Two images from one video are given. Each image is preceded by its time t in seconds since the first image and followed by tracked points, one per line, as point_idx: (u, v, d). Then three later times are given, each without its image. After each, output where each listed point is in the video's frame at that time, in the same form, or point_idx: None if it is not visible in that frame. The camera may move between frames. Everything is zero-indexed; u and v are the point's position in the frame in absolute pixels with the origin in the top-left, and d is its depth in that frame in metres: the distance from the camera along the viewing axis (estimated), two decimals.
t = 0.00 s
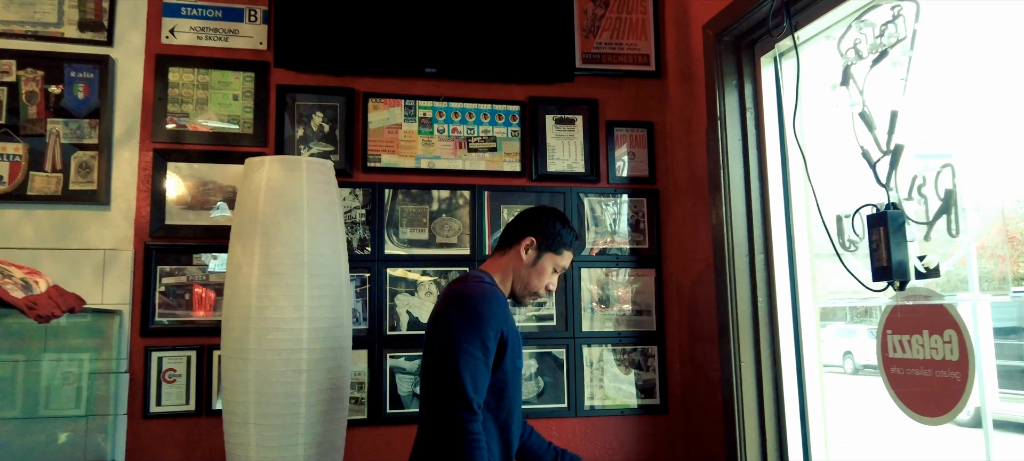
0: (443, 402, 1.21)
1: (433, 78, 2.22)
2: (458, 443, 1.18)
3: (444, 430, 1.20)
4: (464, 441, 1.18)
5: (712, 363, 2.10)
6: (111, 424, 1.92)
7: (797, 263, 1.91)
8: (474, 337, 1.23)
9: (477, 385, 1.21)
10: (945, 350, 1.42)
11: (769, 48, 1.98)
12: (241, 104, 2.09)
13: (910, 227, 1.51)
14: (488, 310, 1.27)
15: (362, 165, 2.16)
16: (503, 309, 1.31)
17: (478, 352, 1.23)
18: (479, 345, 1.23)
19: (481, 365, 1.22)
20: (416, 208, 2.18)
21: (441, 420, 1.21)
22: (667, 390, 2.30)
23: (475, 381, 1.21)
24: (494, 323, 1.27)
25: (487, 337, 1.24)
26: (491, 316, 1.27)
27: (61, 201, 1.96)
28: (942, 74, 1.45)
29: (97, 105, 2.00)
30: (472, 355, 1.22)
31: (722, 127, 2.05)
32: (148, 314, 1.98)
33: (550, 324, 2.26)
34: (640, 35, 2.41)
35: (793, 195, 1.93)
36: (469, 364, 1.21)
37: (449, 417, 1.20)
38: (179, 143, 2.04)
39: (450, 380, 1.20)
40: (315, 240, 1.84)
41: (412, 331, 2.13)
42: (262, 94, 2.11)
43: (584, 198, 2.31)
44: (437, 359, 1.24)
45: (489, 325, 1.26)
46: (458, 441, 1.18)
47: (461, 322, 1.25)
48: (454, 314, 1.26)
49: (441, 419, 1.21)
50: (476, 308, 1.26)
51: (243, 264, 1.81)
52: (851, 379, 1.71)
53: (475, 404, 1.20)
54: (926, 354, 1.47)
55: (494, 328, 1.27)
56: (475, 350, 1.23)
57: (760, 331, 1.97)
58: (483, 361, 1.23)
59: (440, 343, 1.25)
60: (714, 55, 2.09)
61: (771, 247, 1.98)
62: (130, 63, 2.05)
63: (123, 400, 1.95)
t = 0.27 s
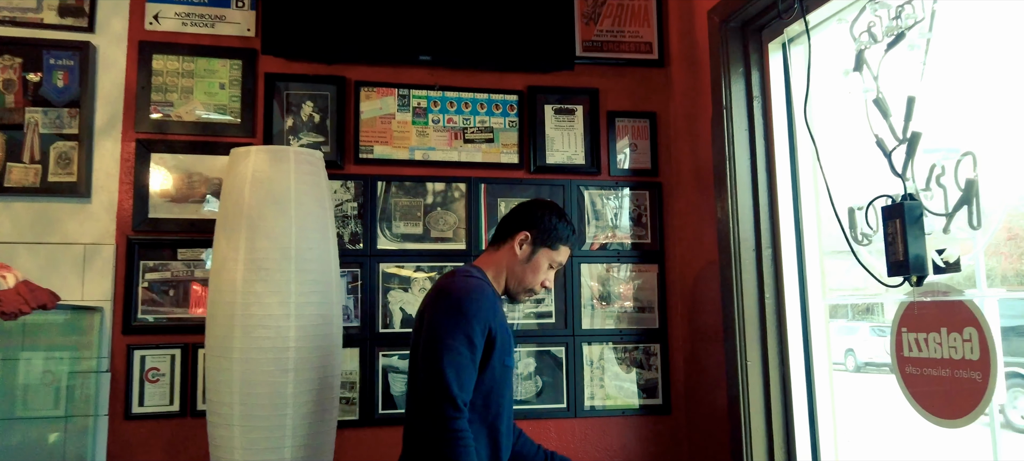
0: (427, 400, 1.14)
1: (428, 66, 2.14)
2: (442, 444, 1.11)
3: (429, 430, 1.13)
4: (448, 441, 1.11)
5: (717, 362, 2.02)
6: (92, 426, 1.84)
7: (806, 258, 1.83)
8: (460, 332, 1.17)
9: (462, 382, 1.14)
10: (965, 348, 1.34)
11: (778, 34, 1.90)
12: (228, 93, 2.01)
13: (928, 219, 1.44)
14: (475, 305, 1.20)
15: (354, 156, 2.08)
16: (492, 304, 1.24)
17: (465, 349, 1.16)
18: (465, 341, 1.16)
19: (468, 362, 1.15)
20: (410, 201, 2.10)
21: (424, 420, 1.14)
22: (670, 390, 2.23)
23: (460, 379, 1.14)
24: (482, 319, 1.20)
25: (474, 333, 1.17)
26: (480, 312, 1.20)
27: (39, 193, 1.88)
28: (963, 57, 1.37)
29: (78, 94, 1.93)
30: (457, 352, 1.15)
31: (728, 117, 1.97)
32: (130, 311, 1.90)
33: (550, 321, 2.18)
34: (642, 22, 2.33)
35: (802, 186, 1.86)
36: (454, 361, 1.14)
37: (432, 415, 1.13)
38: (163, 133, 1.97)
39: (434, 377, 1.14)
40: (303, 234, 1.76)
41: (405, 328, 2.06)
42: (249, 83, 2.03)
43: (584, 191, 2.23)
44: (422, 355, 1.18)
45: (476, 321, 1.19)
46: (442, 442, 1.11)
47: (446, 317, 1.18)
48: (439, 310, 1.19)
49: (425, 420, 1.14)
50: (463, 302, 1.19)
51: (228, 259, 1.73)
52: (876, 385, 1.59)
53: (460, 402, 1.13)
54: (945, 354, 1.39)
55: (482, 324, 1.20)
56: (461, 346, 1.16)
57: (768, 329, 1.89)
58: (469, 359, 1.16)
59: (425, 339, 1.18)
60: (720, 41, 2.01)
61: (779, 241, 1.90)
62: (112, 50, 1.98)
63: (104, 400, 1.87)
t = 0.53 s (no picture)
0: (410, 398, 1.08)
1: (420, 52, 2.07)
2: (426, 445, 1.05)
3: (413, 430, 1.07)
4: (432, 441, 1.05)
5: (720, 359, 1.96)
6: (70, 425, 1.77)
7: (813, 250, 1.76)
8: (445, 326, 1.10)
9: (447, 379, 1.08)
10: (982, 345, 1.27)
11: (784, 18, 1.83)
12: (212, 80, 1.94)
13: (943, 209, 1.36)
14: (462, 297, 1.13)
15: (343, 146, 2.01)
16: (481, 296, 1.17)
17: (450, 344, 1.09)
18: (450, 335, 1.09)
19: (453, 358, 1.09)
20: (402, 192, 2.03)
21: (408, 419, 1.08)
22: (671, 387, 2.16)
23: (445, 375, 1.08)
24: (469, 313, 1.13)
25: (460, 327, 1.11)
26: (467, 304, 1.13)
27: (15, 184, 1.81)
28: (981, 37, 1.30)
29: (56, 80, 1.85)
30: (441, 348, 1.08)
31: (732, 105, 1.90)
32: (111, 306, 1.83)
33: (547, 317, 2.11)
34: (643, 8, 2.26)
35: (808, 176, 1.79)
36: (438, 357, 1.08)
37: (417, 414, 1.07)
38: (144, 122, 1.89)
39: (417, 374, 1.07)
40: (288, 226, 1.69)
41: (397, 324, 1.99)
42: (235, 69, 1.95)
43: (583, 182, 2.16)
44: (406, 351, 1.11)
45: (463, 314, 1.12)
46: (426, 442, 1.05)
47: (431, 310, 1.12)
48: (424, 302, 1.13)
49: (409, 418, 1.08)
50: (449, 295, 1.12)
51: (210, 251, 1.66)
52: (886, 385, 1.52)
53: (445, 400, 1.07)
54: (961, 350, 1.32)
55: (469, 317, 1.13)
56: (446, 341, 1.09)
57: (774, 325, 1.81)
58: (455, 354, 1.09)
59: (410, 334, 1.12)
60: (723, 26, 1.93)
61: (784, 233, 1.83)
62: (92, 35, 1.90)
63: (83, 399, 1.80)
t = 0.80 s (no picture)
0: (396, 394, 1.01)
1: (413, 38, 2.00)
2: (412, 444, 0.98)
3: (399, 428, 1.00)
4: (418, 441, 0.98)
5: (721, 355, 1.89)
6: (48, 424, 1.71)
7: (819, 242, 1.69)
8: (432, 319, 1.03)
9: (434, 375, 1.01)
10: (999, 340, 1.21)
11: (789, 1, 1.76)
12: (196, 66, 1.87)
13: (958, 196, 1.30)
14: (450, 288, 1.06)
15: (333, 134, 1.94)
16: (472, 288, 1.10)
17: (438, 337, 1.02)
18: (439, 328, 1.03)
19: (440, 353, 1.02)
20: (393, 183, 1.96)
21: (394, 417, 1.01)
22: (671, 385, 2.09)
23: (432, 371, 1.01)
24: (459, 304, 1.05)
25: (449, 320, 1.04)
26: (456, 295, 1.06)
27: None
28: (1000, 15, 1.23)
29: (33, 66, 1.79)
30: (428, 342, 1.01)
31: (736, 91, 1.82)
32: (91, 300, 1.77)
33: (543, 312, 2.04)
34: None
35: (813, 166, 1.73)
36: (424, 351, 1.01)
37: (403, 411, 1.00)
38: (126, 109, 1.83)
39: (402, 369, 1.01)
40: (273, 216, 1.62)
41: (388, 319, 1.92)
42: (220, 55, 1.89)
43: (581, 172, 2.09)
44: (392, 345, 1.05)
45: (452, 306, 1.05)
46: (413, 442, 0.98)
47: (417, 302, 1.05)
48: (410, 294, 1.06)
49: (395, 416, 1.01)
50: (436, 286, 1.05)
51: (192, 241, 1.59)
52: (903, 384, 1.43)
53: (432, 397, 1.00)
54: (977, 345, 1.25)
55: (458, 309, 1.06)
56: (433, 335, 1.02)
57: (779, 319, 1.74)
58: (442, 348, 1.02)
59: (396, 327, 1.05)
60: (726, 10, 1.86)
61: (790, 224, 1.76)
62: (72, 19, 1.84)
63: (62, 396, 1.74)
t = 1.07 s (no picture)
0: (371, 391, 0.94)
1: (402, 20, 1.92)
2: (388, 444, 0.91)
3: (374, 428, 0.93)
4: (393, 440, 0.90)
5: (722, 349, 1.81)
6: (20, 421, 1.63)
7: (825, 232, 1.60)
8: (410, 309, 0.95)
9: (412, 369, 0.93)
10: (1018, 332, 1.13)
11: None
12: (175, 48, 1.80)
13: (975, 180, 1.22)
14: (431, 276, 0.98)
15: (318, 120, 1.86)
16: (457, 276, 1.02)
17: (416, 329, 0.94)
18: (417, 320, 0.95)
19: (419, 345, 0.94)
20: (381, 170, 1.89)
21: (369, 415, 0.94)
22: (671, 380, 2.02)
23: (410, 366, 0.93)
24: (440, 294, 0.98)
25: (429, 311, 0.96)
26: (437, 284, 0.98)
27: None
28: None
29: (4, 48, 1.71)
30: (405, 333, 0.93)
31: (738, 73, 1.72)
32: (64, 292, 1.70)
33: (538, 305, 1.97)
34: None
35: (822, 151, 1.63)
36: (401, 344, 0.93)
37: (378, 409, 0.92)
38: (101, 93, 1.75)
39: (378, 363, 0.93)
40: (252, 204, 1.54)
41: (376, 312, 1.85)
42: (199, 37, 1.81)
43: (576, 160, 2.01)
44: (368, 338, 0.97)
45: (433, 295, 0.97)
46: (388, 442, 0.91)
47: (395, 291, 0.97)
48: (388, 283, 0.99)
49: (369, 414, 0.94)
50: (415, 273, 0.98)
51: (166, 230, 1.52)
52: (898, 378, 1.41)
53: (409, 394, 0.92)
54: (993, 339, 1.17)
55: (440, 299, 0.98)
56: (410, 326, 0.94)
57: (783, 312, 1.63)
58: (421, 341, 0.94)
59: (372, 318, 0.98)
60: None
61: (795, 214, 1.66)
62: None
63: (34, 392, 1.67)
